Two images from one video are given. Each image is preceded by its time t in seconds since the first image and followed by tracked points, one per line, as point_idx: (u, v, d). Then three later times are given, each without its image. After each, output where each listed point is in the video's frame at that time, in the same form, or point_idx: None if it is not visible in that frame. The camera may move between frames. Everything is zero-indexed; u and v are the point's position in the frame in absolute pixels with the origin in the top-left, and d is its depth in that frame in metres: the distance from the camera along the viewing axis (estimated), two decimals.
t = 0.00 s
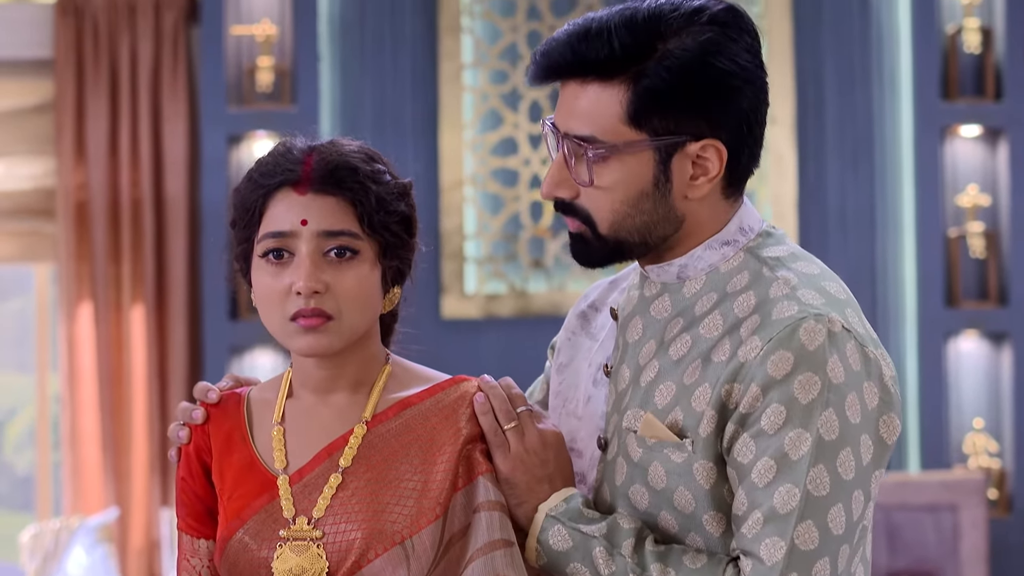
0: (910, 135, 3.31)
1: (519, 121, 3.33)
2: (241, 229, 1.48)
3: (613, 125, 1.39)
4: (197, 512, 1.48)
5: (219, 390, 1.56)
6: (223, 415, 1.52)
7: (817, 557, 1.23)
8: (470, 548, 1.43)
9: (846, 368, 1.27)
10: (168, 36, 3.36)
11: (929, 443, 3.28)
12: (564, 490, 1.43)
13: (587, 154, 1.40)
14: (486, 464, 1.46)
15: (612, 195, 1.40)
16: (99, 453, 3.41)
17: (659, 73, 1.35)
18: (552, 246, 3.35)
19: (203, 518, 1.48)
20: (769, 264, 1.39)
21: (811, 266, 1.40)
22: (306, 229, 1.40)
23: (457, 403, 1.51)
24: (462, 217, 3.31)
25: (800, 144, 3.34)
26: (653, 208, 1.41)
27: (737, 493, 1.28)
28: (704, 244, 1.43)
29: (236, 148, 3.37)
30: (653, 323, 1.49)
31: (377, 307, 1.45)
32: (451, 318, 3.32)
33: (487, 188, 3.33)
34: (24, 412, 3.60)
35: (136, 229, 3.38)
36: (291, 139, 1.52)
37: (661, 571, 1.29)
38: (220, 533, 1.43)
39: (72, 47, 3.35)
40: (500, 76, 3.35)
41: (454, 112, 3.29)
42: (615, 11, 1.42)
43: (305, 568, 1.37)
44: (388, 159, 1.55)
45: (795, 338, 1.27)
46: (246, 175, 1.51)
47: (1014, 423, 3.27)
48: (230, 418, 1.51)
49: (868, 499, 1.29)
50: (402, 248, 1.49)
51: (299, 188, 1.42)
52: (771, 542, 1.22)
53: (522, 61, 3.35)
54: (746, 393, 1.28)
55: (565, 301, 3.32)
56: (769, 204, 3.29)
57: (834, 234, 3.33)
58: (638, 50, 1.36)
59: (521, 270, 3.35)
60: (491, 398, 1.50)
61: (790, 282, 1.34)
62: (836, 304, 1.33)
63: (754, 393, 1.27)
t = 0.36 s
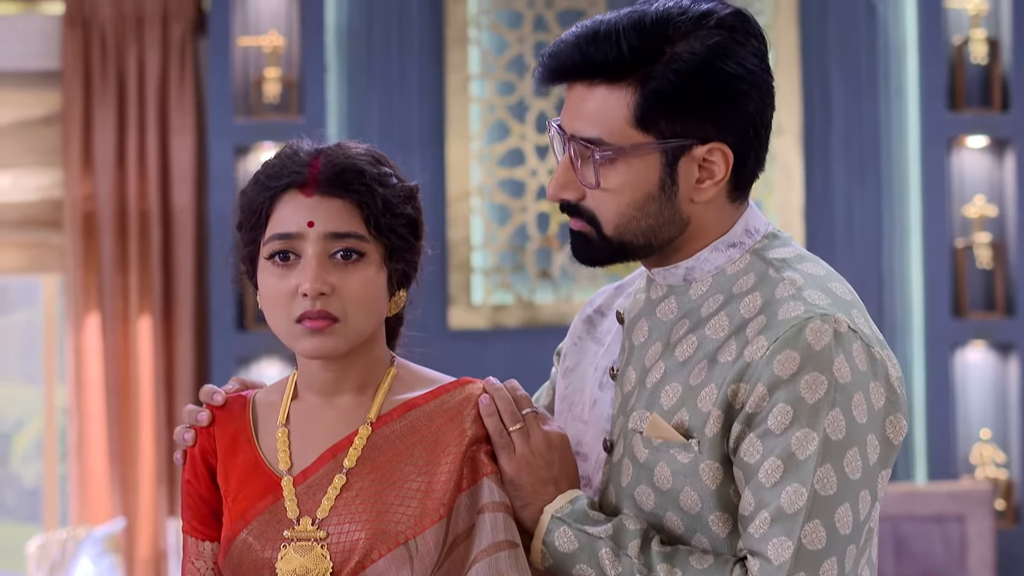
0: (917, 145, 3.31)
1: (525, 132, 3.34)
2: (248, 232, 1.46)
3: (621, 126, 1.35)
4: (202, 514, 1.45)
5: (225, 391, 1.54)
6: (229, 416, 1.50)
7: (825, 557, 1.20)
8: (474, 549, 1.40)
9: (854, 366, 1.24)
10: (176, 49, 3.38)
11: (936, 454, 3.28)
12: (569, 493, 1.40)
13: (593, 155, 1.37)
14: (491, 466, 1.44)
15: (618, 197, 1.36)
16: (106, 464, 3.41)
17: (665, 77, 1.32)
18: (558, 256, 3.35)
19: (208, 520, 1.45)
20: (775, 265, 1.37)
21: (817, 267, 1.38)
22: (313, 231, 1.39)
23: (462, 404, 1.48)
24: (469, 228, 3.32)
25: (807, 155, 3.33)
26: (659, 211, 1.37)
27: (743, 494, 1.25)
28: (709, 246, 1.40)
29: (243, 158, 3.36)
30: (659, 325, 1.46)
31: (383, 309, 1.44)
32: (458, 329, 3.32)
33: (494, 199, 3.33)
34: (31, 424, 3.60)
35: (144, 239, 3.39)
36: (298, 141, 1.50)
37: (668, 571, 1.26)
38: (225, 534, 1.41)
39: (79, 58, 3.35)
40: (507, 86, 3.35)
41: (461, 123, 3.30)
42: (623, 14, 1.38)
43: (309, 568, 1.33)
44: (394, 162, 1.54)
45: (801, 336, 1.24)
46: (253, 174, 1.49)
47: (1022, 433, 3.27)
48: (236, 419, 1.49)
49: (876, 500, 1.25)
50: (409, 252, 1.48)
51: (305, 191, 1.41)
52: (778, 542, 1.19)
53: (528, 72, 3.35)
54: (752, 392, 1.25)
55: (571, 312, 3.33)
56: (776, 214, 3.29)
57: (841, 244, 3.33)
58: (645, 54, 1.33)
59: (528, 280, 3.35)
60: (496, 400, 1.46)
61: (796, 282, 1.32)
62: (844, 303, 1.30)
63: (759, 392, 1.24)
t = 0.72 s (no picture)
0: (921, 155, 3.31)
1: (531, 142, 3.34)
2: (301, 222, 1.47)
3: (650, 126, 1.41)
4: (204, 519, 1.51)
5: (224, 396, 1.59)
6: (233, 420, 1.55)
7: (831, 557, 1.22)
8: (491, 543, 1.43)
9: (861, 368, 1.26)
10: (181, 57, 3.38)
11: (941, 462, 3.27)
12: (577, 490, 1.43)
13: (598, 156, 1.40)
14: (503, 460, 1.48)
15: (623, 198, 1.40)
16: (111, 473, 3.40)
17: (671, 77, 1.35)
18: (564, 266, 3.35)
19: (211, 526, 1.51)
20: (782, 267, 1.39)
21: (823, 268, 1.40)
22: (398, 218, 1.48)
23: (472, 402, 1.53)
24: (474, 237, 3.32)
25: (813, 163, 3.33)
26: (663, 212, 1.40)
27: (750, 494, 1.26)
28: (716, 246, 1.43)
29: (248, 168, 3.36)
30: (665, 328, 1.48)
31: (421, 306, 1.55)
32: (463, 338, 3.31)
33: (499, 208, 3.34)
34: (37, 434, 3.60)
35: (149, 249, 3.39)
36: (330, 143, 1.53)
37: (674, 570, 1.29)
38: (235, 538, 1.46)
39: (84, 68, 3.37)
40: (512, 96, 3.36)
41: (466, 133, 3.30)
42: (628, 16, 1.41)
43: (336, 563, 1.39)
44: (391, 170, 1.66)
45: (809, 338, 1.26)
46: (292, 167, 1.51)
47: None
48: (238, 423, 1.54)
49: (882, 502, 1.27)
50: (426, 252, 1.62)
51: (382, 182, 1.49)
52: (783, 542, 1.21)
53: (533, 82, 3.35)
54: (760, 393, 1.28)
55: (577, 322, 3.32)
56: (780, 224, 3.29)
57: (846, 253, 3.32)
58: (653, 54, 1.36)
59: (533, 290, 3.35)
60: (507, 397, 1.51)
61: (804, 283, 1.34)
62: (850, 305, 1.33)
63: (767, 392, 1.27)
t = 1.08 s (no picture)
0: (924, 164, 3.32)
1: (534, 150, 3.34)
2: (321, 219, 1.61)
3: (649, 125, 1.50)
4: (206, 524, 1.60)
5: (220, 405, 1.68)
6: (233, 426, 1.65)
7: (831, 554, 1.25)
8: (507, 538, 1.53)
9: (864, 366, 1.30)
10: (184, 67, 3.38)
11: (945, 471, 3.26)
12: (584, 497, 1.50)
13: (600, 145, 1.47)
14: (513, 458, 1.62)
15: (621, 186, 1.46)
16: (113, 482, 3.39)
17: (674, 71, 1.42)
18: (566, 275, 3.35)
19: (211, 531, 1.60)
20: (788, 267, 1.44)
21: (829, 268, 1.45)
22: (417, 214, 1.65)
23: (480, 406, 1.68)
24: (477, 246, 3.33)
25: (816, 171, 3.32)
26: (662, 203, 1.45)
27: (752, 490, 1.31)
28: (720, 248, 1.48)
29: (251, 176, 3.36)
30: (674, 329, 1.53)
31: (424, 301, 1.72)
32: (467, 347, 3.31)
33: (502, 217, 3.34)
34: (41, 443, 3.60)
35: (152, 258, 3.39)
36: (340, 146, 1.68)
37: (676, 570, 1.34)
38: (248, 539, 1.57)
39: (87, 77, 3.37)
40: (514, 105, 3.36)
41: (469, 142, 3.31)
42: (638, 10, 1.48)
43: (370, 565, 1.52)
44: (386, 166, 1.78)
45: (812, 336, 1.31)
46: (310, 166, 1.65)
47: None
48: (239, 431, 1.65)
49: (886, 501, 1.30)
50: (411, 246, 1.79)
51: (397, 180, 1.66)
52: (783, 538, 1.26)
53: (536, 90, 3.36)
54: (763, 390, 1.32)
55: (580, 330, 3.32)
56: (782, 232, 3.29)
57: (849, 262, 3.31)
58: (661, 48, 1.43)
59: (536, 299, 3.35)
60: (516, 409, 1.64)
61: (809, 283, 1.40)
62: (854, 305, 1.37)
63: (770, 390, 1.31)
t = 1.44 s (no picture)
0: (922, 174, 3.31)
1: (532, 160, 3.35)
2: (312, 224, 1.66)
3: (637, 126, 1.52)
4: (196, 532, 1.61)
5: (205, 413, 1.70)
6: (222, 435, 1.67)
7: (814, 553, 1.25)
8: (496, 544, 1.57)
9: (847, 364, 1.29)
10: (182, 77, 3.39)
11: (944, 481, 3.26)
12: (572, 504, 1.53)
13: (592, 140, 1.47)
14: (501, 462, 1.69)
15: (610, 182, 1.47)
16: (111, 492, 3.38)
17: (669, 70, 1.43)
18: (565, 285, 3.35)
19: (201, 538, 1.61)
20: (775, 269, 1.44)
21: (817, 271, 1.44)
22: (404, 216, 1.71)
23: (467, 412, 1.75)
24: (475, 256, 3.32)
25: (814, 181, 3.32)
26: (651, 202, 1.46)
27: (737, 492, 1.31)
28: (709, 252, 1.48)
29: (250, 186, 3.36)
30: (664, 334, 1.54)
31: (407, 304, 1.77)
32: (465, 356, 3.30)
33: (500, 226, 3.34)
34: (40, 453, 3.60)
35: (150, 267, 3.39)
36: (326, 152, 1.73)
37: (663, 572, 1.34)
38: (244, 546, 1.59)
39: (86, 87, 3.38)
40: (513, 115, 3.37)
41: (467, 153, 3.31)
42: (635, 12, 1.49)
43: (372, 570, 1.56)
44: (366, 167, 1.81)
45: (792, 335, 1.31)
46: (298, 173, 1.68)
47: None
48: (228, 438, 1.67)
49: (873, 500, 1.29)
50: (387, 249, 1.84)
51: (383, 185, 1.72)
52: (766, 538, 1.25)
53: (535, 101, 3.36)
54: (745, 391, 1.32)
55: (579, 339, 3.31)
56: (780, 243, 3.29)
57: (847, 272, 3.31)
58: (657, 50, 1.44)
59: (534, 308, 3.35)
60: (503, 422, 1.70)
61: (793, 285, 1.39)
62: (839, 304, 1.36)
63: (752, 390, 1.31)
